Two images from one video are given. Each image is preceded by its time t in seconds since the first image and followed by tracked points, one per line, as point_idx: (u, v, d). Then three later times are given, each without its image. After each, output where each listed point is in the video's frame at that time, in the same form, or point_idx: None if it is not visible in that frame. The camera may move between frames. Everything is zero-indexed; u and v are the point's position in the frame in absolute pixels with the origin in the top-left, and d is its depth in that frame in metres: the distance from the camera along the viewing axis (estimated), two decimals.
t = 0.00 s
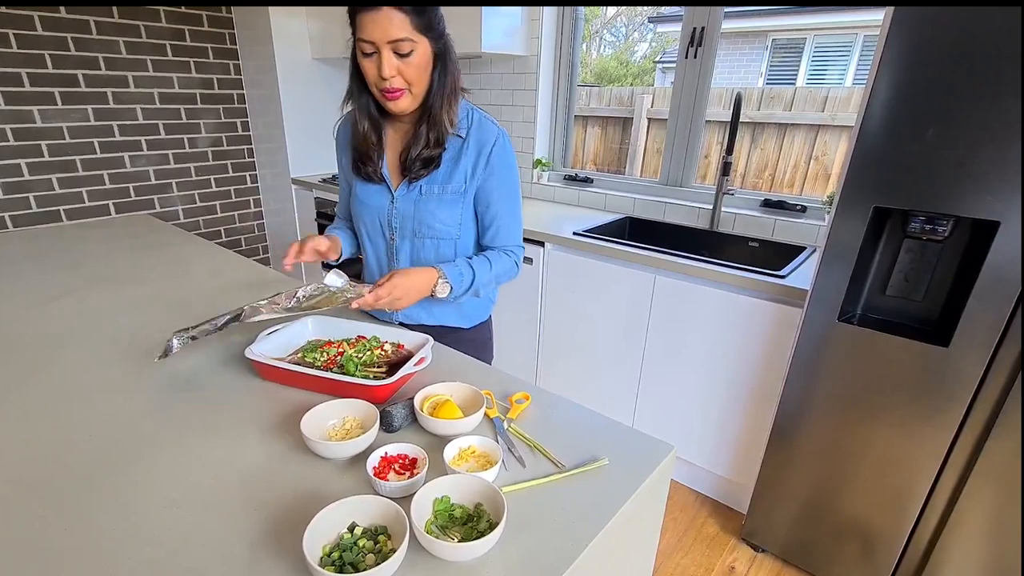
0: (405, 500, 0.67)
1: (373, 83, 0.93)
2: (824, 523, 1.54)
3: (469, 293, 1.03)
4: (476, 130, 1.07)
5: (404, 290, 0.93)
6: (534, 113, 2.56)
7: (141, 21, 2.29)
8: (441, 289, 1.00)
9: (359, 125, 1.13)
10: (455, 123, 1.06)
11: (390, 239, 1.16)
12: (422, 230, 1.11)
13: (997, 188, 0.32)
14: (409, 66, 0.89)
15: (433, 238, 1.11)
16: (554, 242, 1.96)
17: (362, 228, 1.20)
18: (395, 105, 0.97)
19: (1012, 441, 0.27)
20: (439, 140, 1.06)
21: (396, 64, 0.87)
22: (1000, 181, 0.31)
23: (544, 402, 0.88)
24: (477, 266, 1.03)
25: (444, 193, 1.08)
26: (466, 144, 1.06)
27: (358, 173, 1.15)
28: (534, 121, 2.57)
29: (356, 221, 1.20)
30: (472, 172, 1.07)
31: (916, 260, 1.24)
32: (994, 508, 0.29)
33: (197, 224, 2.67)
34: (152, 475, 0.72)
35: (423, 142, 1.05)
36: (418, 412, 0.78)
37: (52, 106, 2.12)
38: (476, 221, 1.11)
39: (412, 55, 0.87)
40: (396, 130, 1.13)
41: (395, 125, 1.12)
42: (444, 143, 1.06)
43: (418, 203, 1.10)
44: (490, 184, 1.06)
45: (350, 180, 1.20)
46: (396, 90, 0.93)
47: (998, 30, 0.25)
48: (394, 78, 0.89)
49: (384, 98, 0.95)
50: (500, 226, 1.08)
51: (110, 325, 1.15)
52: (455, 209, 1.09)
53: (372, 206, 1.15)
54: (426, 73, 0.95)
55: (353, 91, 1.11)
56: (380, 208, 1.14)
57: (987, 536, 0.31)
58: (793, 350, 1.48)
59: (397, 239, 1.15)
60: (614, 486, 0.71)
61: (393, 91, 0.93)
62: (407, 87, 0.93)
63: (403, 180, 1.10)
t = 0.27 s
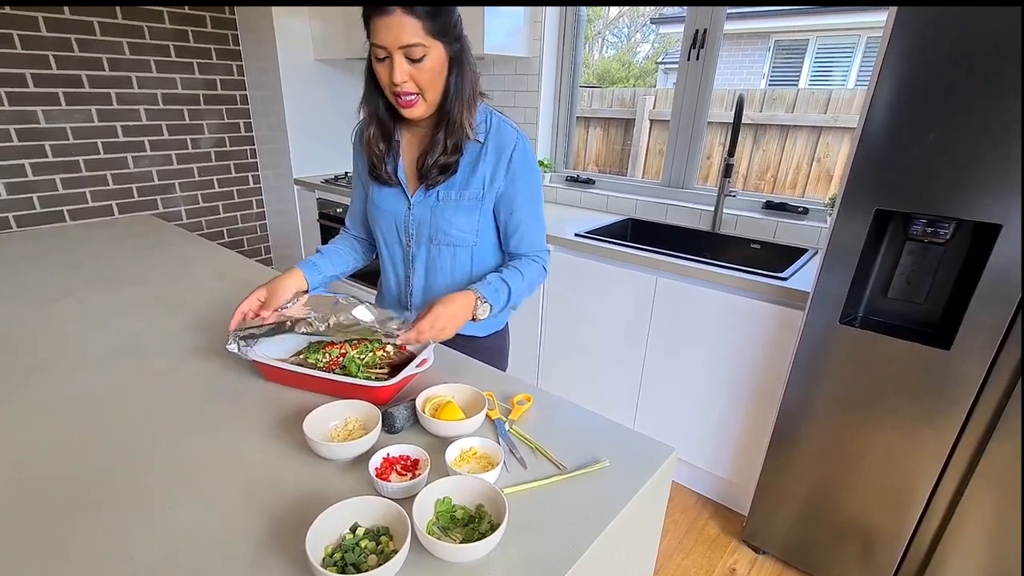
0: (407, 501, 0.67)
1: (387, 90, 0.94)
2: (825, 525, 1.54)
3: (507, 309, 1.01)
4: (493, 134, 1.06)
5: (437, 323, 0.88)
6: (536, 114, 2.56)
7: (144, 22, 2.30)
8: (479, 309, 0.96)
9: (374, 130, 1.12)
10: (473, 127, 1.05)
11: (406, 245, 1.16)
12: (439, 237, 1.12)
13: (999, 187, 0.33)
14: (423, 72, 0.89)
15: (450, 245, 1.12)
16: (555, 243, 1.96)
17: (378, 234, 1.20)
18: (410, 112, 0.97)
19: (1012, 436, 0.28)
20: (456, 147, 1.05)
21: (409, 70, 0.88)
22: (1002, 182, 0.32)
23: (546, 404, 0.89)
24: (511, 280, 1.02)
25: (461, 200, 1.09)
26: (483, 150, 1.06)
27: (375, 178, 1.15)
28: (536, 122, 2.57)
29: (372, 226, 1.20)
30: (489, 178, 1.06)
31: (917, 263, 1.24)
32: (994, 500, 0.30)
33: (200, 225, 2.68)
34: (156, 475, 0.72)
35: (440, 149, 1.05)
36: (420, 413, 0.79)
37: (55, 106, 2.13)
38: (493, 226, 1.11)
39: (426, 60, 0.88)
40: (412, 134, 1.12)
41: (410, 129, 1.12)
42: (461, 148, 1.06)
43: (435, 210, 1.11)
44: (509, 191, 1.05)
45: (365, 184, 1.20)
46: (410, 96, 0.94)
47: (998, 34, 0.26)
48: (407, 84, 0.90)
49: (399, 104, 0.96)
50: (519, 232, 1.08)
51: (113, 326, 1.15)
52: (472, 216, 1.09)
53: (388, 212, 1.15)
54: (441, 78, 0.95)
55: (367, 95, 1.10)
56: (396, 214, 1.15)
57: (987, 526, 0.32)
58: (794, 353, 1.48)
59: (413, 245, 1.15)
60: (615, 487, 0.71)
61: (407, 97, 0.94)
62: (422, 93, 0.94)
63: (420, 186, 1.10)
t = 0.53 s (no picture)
0: (409, 502, 0.68)
1: (393, 98, 0.96)
2: (825, 528, 1.54)
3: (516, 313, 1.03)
4: (503, 144, 1.07)
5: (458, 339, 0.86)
6: (538, 117, 2.57)
7: (149, 25, 2.31)
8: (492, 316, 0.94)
9: (382, 136, 1.13)
10: (481, 137, 1.07)
11: (415, 252, 1.17)
12: (448, 245, 1.12)
13: (1000, 194, 0.34)
14: (428, 81, 0.91)
15: (458, 253, 1.13)
16: (557, 246, 1.97)
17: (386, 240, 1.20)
18: (415, 121, 0.99)
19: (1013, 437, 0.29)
20: (465, 156, 1.06)
21: (413, 79, 0.90)
22: (1003, 188, 0.33)
23: (546, 407, 0.89)
24: (518, 286, 1.03)
25: (470, 209, 1.09)
26: (494, 159, 1.07)
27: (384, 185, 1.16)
28: (538, 125, 2.59)
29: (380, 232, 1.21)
30: (499, 188, 1.07)
31: (916, 268, 1.25)
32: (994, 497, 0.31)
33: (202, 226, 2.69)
34: (161, 476, 0.73)
35: (449, 158, 1.05)
36: (423, 415, 0.79)
37: (60, 109, 2.15)
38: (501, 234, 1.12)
39: (431, 70, 0.90)
40: (420, 142, 1.13)
41: (418, 136, 1.13)
42: (471, 158, 1.07)
43: (445, 218, 1.11)
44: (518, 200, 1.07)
45: (374, 190, 1.20)
46: (415, 105, 0.95)
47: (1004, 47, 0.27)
48: (411, 94, 0.91)
49: (405, 112, 0.98)
50: (526, 241, 1.09)
51: (117, 327, 1.16)
52: (481, 224, 1.10)
53: (397, 219, 1.16)
54: (447, 88, 0.97)
55: (375, 102, 1.11)
56: (405, 221, 1.15)
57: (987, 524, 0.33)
58: (794, 356, 1.48)
59: (422, 252, 1.16)
60: (616, 490, 0.72)
61: (412, 105, 0.95)
62: (427, 102, 0.95)
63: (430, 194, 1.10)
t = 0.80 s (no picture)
0: (411, 505, 0.69)
1: (392, 107, 0.96)
2: (824, 533, 1.55)
3: (478, 319, 1.00)
4: (500, 151, 1.05)
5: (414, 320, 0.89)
6: (540, 122, 2.59)
7: (155, 32, 2.34)
8: (443, 305, 0.93)
9: (383, 143, 1.12)
10: (480, 146, 1.05)
11: (412, 258, 1.16)
12: (445, 252, 1.10)
13: (999, 205, 0.34)
14: (427, 92, 0.91)
15: (455, 260, 1.11)
16: (558, 251, 1.98)
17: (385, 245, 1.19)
18: (414, 129, 0.99)
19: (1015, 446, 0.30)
20: (464, 167, 1.04)
21: (411, 90, 0.89)
22: (1001, 199, 0.34)
23: (546, 412, 0.91)
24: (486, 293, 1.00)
25: (466, 216, 1.07)
26: (489, 167, 1.05)
27: (383, 191, 1.15)
28: (540, 131, 2.61)
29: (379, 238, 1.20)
30: (494, 194, 1.05)
31: (914, 276, 1.26)
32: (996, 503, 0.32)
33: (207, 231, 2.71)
34: (167, 478, 0.75)
35: (449, 169, 1.04)
36: (425, 420, 0.81)
37: (67, 114, 2.17)
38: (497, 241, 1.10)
39: (430, 81, 0.89)
40: (421, 149, 1.12)
41: (419, 144, 1.11)
42: (470, 168, 1.05)
43: (441, 225, 1.09)
44: (512, 207, 1.04)
45: (373, 196, 1.19)
46: (414, 115, 0.95)
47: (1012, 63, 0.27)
48: (409, 104, 0.91)
49: (404, 122, 0.97)
50: (521, 248, 1.06)
51: (123, 331, 1.18)
52: (477, 231, 1.08)
53: (395, 226, 1.14)
54: (447, 98, 0.96)
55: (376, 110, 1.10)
56: (403, 228, 1.14)
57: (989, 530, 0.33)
58: (793, 362, 1.49)
59: (419, 259, 1.14)
60: (614, 494, 0.73)
61: (411, 116, 0.95)
62: (426, 112, 0.95)
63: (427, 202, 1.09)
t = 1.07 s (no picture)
0: (410, 507, 0.70)
1: (379, 111, 0.94)
2: (824, 540, 1.55)
3: (474, 338, 0.96)
4: (488, 156, 1.03)
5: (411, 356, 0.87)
6: (541, 129, 2.61)
7: (160, 38, 2.37)
8: (438, 335, 0.90)
9: (371, 149, 1.09)
10: (467, 151, 1.02)
11: (402, 265, 1.12)
12: (434, 258, 1.07)
13: (998, 209, 0.35)
14: (412, 98, 0.89)
15: (444, 266, 1.07)
16: (558, 257, 1.99)
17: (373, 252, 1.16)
18: (401, 134, 0.97)
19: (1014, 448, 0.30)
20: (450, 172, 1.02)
21: (396, 95, 0.88)
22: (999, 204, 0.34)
23: (545, 416, 0.91)
24: (476, 309, 0.97)
25: (455, 222, 1.04)
26: (478, 172, 1.02)
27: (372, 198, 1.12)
28: (541, 137, 2.62)
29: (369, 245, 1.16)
30: (482, 199, 1.02)
31: (911, 283, 1.27)
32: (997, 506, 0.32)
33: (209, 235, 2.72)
34: (170, 480, 0.75)
35: (434, 174, 1.01)
36: (425, 423, 0.81)
37: (72, 119, 2.19)
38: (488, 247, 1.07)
39: (414, 87, 0.88)
40: (408, 154, 1.09)
41: (407, 149, 1.09)
42: (456, 173, 1.02)
43: (430, 231, 1.07)
44: (500, 212, 1.01)
45: (362, 202, 1.16)
46: (400, 122, 0.94)
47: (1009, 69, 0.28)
48: (394, 109, 0.90)
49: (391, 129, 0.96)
50: (511, 254, 1.03)
51: (125, 334, 1.19)
52: (467, 237, 1.05)
53: (384, 233, 1.11)
54: (433, 105, 0.94)
55: (365, 115, 1.08)
56: (392, 235, 1.11)
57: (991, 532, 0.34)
58: (791, 369, 1.50)
59: (409, 265, 1.11)
60: (612, 497, 0.74)
61: (397, 123, 0.94)
62: (411, 118, 0.93)
63: (415, 208, 1.06)
